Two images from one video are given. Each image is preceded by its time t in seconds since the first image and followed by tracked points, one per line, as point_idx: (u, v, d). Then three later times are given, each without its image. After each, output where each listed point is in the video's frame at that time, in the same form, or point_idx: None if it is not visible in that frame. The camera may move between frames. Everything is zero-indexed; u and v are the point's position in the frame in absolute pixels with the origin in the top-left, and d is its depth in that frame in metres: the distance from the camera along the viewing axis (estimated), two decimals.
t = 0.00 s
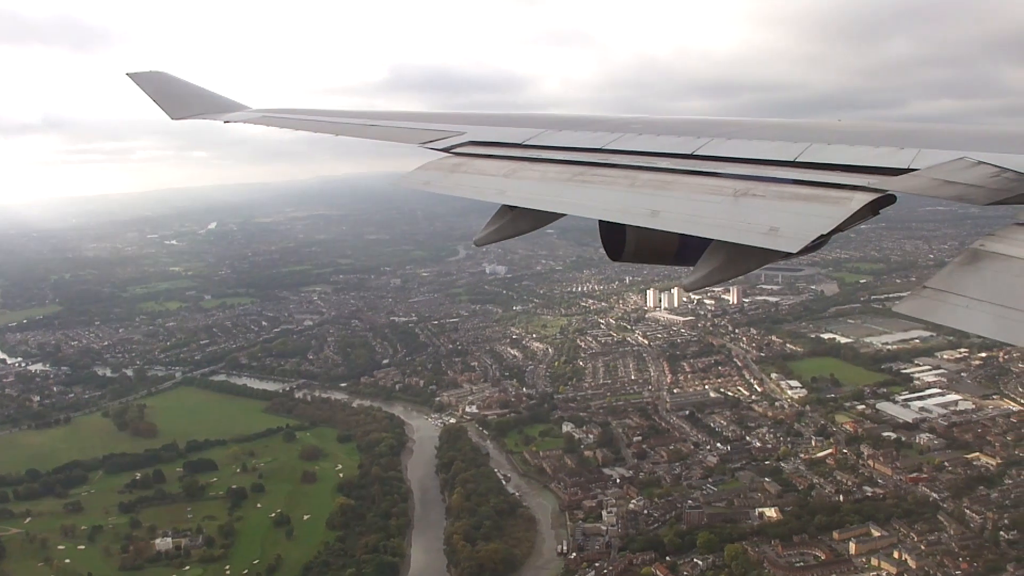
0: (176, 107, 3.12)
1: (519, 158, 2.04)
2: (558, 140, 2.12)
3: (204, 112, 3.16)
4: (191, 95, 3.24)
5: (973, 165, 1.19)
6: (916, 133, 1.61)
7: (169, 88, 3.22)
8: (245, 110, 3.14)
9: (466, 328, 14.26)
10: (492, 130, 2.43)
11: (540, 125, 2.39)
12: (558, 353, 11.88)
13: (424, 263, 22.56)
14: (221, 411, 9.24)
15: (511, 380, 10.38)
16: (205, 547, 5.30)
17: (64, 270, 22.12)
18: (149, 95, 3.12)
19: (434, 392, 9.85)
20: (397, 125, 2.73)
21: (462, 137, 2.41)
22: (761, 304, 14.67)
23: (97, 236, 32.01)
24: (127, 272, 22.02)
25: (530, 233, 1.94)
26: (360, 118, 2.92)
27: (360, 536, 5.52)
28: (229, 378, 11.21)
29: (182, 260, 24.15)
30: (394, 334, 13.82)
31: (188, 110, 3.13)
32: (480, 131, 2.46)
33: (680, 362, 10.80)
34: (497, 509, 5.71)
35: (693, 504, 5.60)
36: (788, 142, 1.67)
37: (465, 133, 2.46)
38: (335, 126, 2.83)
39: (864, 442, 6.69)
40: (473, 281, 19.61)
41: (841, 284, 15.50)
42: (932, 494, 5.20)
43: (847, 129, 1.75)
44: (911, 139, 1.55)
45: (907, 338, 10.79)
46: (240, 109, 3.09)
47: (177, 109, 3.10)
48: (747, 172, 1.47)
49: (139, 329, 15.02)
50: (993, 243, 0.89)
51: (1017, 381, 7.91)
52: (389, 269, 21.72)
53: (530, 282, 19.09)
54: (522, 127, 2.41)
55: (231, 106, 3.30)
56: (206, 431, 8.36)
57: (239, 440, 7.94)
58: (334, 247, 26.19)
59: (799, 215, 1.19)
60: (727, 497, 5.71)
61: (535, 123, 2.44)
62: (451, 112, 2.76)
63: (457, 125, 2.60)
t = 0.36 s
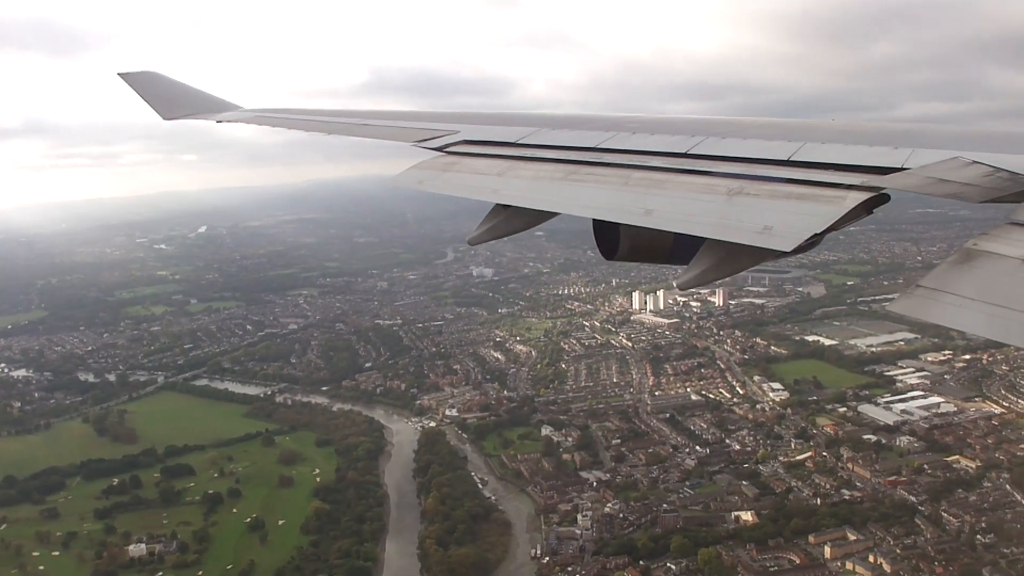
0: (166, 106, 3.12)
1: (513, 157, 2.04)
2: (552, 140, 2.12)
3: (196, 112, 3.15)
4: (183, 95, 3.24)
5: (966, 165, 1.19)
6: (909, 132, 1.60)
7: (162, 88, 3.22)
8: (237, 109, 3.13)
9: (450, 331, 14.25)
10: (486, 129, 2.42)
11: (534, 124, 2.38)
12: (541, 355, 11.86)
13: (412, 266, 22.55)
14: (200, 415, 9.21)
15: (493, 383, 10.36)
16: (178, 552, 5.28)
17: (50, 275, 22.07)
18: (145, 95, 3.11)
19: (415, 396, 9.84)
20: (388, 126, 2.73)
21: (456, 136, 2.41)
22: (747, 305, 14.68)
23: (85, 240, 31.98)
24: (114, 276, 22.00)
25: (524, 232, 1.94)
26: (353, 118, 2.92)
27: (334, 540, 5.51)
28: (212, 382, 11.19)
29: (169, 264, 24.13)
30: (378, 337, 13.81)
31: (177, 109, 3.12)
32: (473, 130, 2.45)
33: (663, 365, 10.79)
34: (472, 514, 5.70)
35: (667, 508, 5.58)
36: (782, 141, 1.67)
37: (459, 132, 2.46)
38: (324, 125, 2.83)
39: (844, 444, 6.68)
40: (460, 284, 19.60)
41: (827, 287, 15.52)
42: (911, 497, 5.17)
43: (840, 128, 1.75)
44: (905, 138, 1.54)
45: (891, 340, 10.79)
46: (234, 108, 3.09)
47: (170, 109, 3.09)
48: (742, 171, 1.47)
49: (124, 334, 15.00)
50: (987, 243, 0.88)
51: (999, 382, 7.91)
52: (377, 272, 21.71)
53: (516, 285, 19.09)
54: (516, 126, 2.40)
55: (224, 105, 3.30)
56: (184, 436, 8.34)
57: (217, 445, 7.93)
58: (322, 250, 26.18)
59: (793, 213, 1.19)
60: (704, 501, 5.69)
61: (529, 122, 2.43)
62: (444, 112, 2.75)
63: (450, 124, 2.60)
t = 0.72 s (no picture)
0: (163, 99, 3.10)
1: (511, 151, 2.02)
2: (550, 133, 2.10)
3: (193, 106, 3.14)
4: (179, 88, 3.22)
5: (966, 157, 1.18)
6: (909, 124, 1.59)
7: (160, 82, 3.20)
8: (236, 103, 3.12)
9: (440, 329, 14.24)
10: (484, 123, 2.40)
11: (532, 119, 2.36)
12: (528, 353, 11.85)
13: (405, 264, 22.55)
14: (185, 412, 9.22)
15: (478, 381, 10.35)
16: (155, 549, 5.29)
17: (42, 270, 22.09)
18: (143, 88, 3.10)
19: (400, 394, 9.83)
20: (388, 120, 2.71)
21: (454, 130, 2.39)
22: (738, 304, 14.63)
23: (78, 237, 32.06)
24: (107, 272, 22.05)
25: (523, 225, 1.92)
26: (350, 112, 2.90)
27: (310, 539, 5.51)
28: (198, 378, 11.19)
29: (161, 260, 24.15)
30: (366, 334, 13.80)
31: (173, 102, 3.11)
32: (471, 124, 2.43)
33: (650, 363, 10.77)
34: (449, 513, 5.69)
35: (644, 509, 5.56)
36: (782, 134, 1.65)
37: (457, 126, 2.43)
38: (321, 119, 2.82)
39: (830, 445, 6.65)
40: (451, 281, 19.60)
41: (819, 284, 15.47)
42: (895, 499, 5.12)
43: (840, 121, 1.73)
44: (905, 130, 1.53)
45: (882, 339, 10.75)
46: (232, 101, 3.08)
47: (167, 103, 3.08)
48: (741, 165, 1.45)
49: (114, 330, 15.01)
50: (987, 237, 0.87)
51: (988, 382, 7.88)
52: (369, 269, 21.70)
53: (508, 283, 19.08)
54: (514, 120, 2.38)
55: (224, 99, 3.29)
56: (168, 432, 8.34)
57: (201, 441, 7.93)
58: (315, 247, 26.19)
59: (791, 207, 1.18)
60: (684, 501, 5.66)
61: (527, 116, 2.41)
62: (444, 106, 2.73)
63: (449, 118, 2.58)
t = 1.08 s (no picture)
0: (159, 102, 3.10)
1: (507, 152, 2.01)
2: (547, 134, 2.10)
3: (188, 109, 3.13)
4: (171, 89, 3.22)
5: (960, 158, 1.20)
6: (901, 124, 1.62)
7: (156, 85, 3.19)
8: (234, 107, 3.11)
9: (426, 331, 14.22)
10: (480, 125, 2.40)
11: (527, 119, 2.36)
12: (513, 356, 11.83)
13: (393, 266, 22.53)
14: (165, 414, 9.17)
15: (460, 384, 10.32)
16: (127, 552, 5.25)
17: (28, 271, 22.01)
18: (140, 91, 3.10)
19: (381, 396, 9.82)
20: (389, 121, 2.71)
21: (451, 131, 2.38)
22: (725, 306, 14.62)
23: (66, 237, 31.94)
24: (95, 273, 21.99)
25: (519, 226, 1.91)
26: (350, 114, 2.90)
27: (282, 542, 5.49)
28: (181, 380, 11.16)
29: (149, 262, 24.10)
30: (351, 337, 13.78)
31: (170, 105, 3.11)
32: (467, 125, 2.43)
33: (634, 366, 10.75)
34: (423, 517, 5.67)
35: (618, 514, 5.53)
36: (778, 135, 1.66)
37: (453, 127, 2.43)
38: (311, 120, 2.82)
39: (810, 449, 6.63)
40: (439, 284, 19.58)
41: (808, 287, 15.46)
42: (874, 506, 5.09)
43: (835, 121, 1.74)
44: (900, 130, 1.54)
45: (868, 342, 10.75)
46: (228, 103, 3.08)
47: (163, 105, 3.07)
48: (738, 166, 1.45)
49: (99, 331, 14.96)
50: (981, 236, 0.89)
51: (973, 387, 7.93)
52: (358, 272, 21.68)
53: (496, 285, 19.07)
54: (509, 121, 2.38)
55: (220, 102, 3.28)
56: (147, 434, 8.31)
57: (180, 444, 7.91)
58: (304, 249, 26.15)
59: (787, 208, 1.17)
60: (661, 506, 5.62)
61: (522, 118, 2.41)
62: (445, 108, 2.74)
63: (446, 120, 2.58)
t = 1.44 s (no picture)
0: (154, 91, 3.11)
1: (501, 147, 2.01)
2: (542, 130, 2.09)
3: (186, 98, 3.14)
4: (165, 78, 3.22)
5: (956, 157, 1.24)
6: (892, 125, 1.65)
7: (153, 75, 3.20)
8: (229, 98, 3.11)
9: (412, 334, 14.18)
10: (475, 119, 2.39)
11: (522, 115, 2.36)
12: (498, 360, 11.81)
13: (383, 268, 22.50)
14: (146, 416, 9.13)
15: (443, 387, 10.28)
16: (100, 553, 5.22)
17: (17, 270, 21.98)
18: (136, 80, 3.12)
19: (364, 399, 9.81)
20: (386, 115, 2.70)
21: (447, 126, 2.37)
22: (713, 311, 14.61)
23: (56, 237, 31.86)
24: (84, 273, 21.97)
25: (515, 222, 1.91)
26: (346, 108, 2.89)
27: (256, 545, 5.46)
28: (165, 381, 11.14)
29: (140, 262, 24.10)
30: (338, 339, 13.76)
31: (166, 94, 3.11)
32: (463, 120, 2.42)
33: (619, 370, 10.73)
34: (398, 521, 5.66)
35: (593, 520, 5.48)
36: (774, 132, 1.67)
37: (450, 122, 2.42)
38: (304, 113, 2.82)
39: (791, 455, 6.62)
40: (427, 286, 19.55)
41: (797, 293, 15.45)
42: (854, 512, 5.07)
43: (830, 119, 1.76)
44: (895, 129, 1.57)
45: (855, 348, 10.75)
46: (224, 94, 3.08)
47: (159, 95, 3.09)
48: (733, 164, 1.46)
49: (86, 332, 14.93)
50: (977, 234, 0.89)
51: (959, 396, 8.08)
52: (347, 274, 21.66)
53: (485, 288, 19.06)
54: (505, 116, 2.38)
55: (215, 93, 3.28)
56: (127, 436, 8.27)
57: (159, 445, 7.88)
58: (295, 250, 26.14)
59: (782, 205, 1.19)
60: (638, 512, 5.57)
61: (517, 113, 2.41)
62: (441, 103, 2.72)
63: (442, 114, 2.57)
